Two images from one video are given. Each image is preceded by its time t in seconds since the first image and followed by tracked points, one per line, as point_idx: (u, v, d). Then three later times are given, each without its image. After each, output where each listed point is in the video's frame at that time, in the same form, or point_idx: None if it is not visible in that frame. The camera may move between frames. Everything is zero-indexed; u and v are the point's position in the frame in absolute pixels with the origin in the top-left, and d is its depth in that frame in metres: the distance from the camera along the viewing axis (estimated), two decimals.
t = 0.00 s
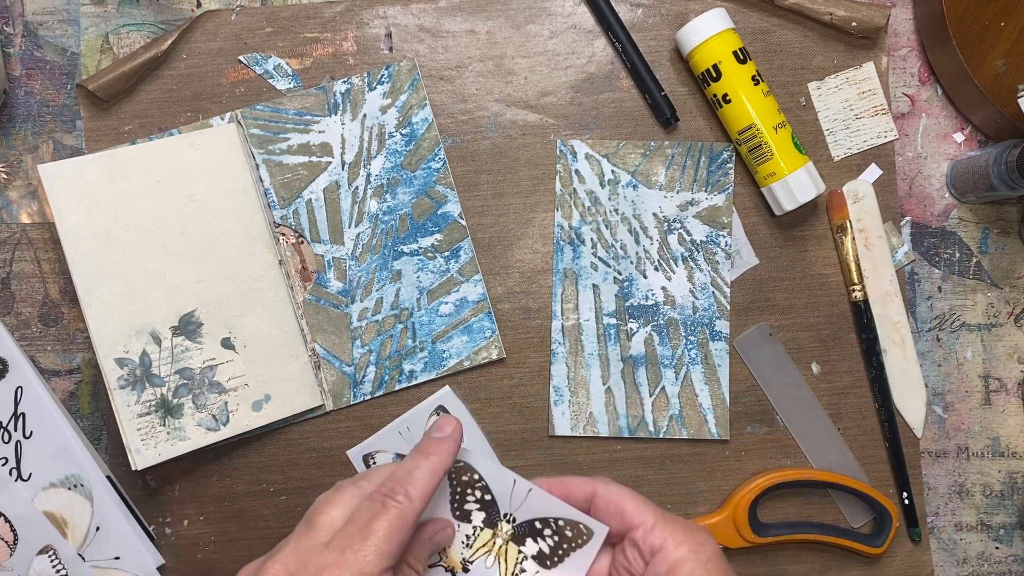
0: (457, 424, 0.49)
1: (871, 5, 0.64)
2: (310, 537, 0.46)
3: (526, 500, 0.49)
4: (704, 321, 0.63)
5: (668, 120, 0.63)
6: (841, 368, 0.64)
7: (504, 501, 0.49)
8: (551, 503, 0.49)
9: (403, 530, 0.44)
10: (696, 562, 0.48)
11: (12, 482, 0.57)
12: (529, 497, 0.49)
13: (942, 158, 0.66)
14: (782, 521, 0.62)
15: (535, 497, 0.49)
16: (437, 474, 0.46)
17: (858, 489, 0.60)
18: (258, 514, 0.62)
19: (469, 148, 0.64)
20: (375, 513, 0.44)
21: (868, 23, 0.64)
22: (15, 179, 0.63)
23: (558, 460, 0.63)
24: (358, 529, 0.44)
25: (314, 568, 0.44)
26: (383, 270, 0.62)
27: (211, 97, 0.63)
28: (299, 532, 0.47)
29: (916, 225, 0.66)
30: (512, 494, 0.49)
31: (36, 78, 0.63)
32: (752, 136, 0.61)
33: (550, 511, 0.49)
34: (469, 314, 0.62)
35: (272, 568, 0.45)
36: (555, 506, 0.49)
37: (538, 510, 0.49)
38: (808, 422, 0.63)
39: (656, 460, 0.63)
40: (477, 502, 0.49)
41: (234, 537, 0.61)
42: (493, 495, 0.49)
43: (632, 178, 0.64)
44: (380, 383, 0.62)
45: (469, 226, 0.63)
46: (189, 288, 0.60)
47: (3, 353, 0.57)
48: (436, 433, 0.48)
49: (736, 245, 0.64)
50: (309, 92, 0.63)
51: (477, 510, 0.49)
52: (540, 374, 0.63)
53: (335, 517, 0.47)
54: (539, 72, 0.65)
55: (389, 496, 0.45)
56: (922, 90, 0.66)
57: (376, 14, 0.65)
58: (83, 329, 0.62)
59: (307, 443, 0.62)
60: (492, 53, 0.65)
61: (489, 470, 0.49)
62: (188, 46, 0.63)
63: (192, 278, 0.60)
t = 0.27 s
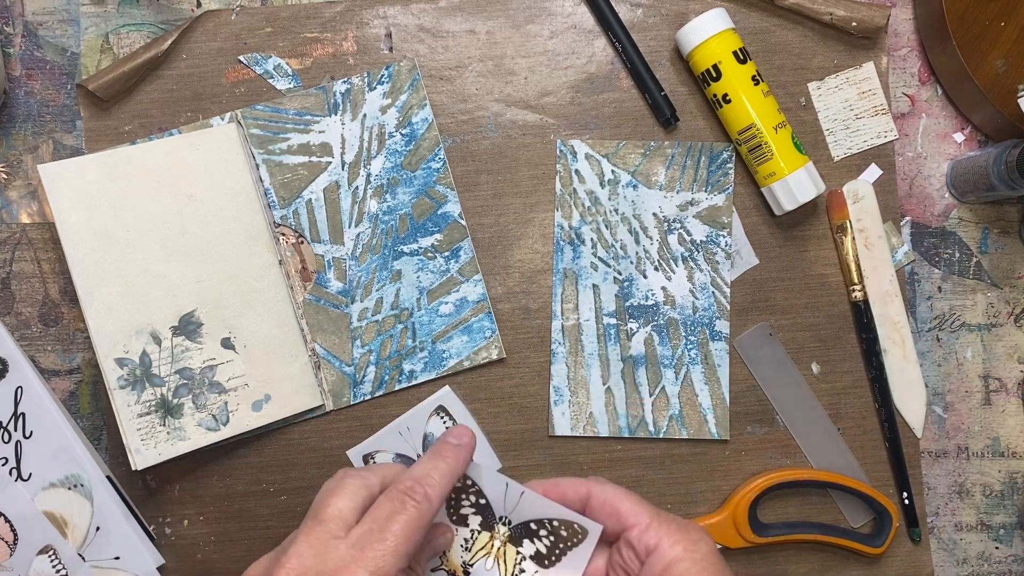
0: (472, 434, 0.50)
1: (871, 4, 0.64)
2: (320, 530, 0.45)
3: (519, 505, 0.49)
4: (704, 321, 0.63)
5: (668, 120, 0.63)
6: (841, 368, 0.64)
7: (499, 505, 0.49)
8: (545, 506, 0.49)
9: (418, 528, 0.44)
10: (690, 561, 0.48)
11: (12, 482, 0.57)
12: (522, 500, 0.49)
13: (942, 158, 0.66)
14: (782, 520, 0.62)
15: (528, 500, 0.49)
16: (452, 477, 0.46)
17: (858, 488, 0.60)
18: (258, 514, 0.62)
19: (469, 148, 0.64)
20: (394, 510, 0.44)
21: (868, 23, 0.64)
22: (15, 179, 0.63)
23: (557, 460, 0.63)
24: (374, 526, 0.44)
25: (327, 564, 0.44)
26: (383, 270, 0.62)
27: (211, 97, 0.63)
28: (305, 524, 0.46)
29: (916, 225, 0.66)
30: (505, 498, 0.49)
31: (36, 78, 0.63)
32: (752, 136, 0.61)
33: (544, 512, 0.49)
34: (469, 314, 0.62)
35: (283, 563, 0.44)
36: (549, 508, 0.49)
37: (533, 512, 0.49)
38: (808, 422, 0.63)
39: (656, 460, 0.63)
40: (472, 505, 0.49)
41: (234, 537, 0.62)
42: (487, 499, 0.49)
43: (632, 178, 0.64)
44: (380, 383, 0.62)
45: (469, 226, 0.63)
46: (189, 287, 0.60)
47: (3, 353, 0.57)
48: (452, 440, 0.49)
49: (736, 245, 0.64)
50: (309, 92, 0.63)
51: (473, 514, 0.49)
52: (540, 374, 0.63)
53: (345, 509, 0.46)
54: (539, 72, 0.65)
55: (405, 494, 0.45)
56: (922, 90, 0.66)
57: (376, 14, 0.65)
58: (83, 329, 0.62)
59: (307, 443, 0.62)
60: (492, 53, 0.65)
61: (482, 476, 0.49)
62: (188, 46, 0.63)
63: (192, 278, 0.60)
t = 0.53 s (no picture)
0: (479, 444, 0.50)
1: (871, 5, 0.64)
2: (328, 536, 0.45)
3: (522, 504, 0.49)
4: (704, 321, 0.63)
5: (668, 120, 0.63)
6: (841, 368, 0.64)
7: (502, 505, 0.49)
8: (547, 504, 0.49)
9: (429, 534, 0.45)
10: (692, 559, 0.48)
11: (12, 482, 0.57)
12: (524, 498, 0.49)
13: (942, 158, 0.66)
14: (782, 520, 0.62)
15: (529, 499, 0.49)
16: (461, 485, 0.46)
17: (858, 488, 0.60)
18: (258, 514, 0.62)
19: (469, 148, 0.64)
20: (405, 519, 0.44)
21: (868, 23, 0.64)
22: (15, 179, 0.63)
23: (558, 460, 0.63)
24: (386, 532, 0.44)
25: (338, 571, 0.43)
26: (383, 270, 0.62)
27: (211, 97, 0.63)
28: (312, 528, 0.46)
29: (916, 225, 0.66)
30: (507, 496, 0.49)
31: (37, 78, 0.63)
32: (752, 136, 0.61)
33: (546, 510, 0.49)
34: (469, 314, 0.62)
35: (292, 568, 0.44)
36: (550, 506, 0.49)
37: (535, 510, 0.49)
38: (808, 422, 0.63)
39: (656, 459, 0.63)
40: (474, 506, 0.49)
41: (234, 537, 0.62)
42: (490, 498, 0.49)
43: (632, 178, 0.64)
44: (380, 383, 0.62)
45: (469, 226, 0.63)
46: (190, 288, 0.60)
47: (3, 353, 0.57)
48: (460, 448, 0.49)
49: (736, 245, 0.64)
50: (309, 92, 0.63)
51: (475, 514, 0.49)
52: (539, 374, 0.63)
53: (353, 515, 0.46)
54: (539, 72, 0.65)
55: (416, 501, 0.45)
56: (922, 90, 0.66)
57: (376, 14, 0.65)
58: (83, 329, 0.62)
59: (308, 442, 0.62)
60: (492, 53, 0.65)
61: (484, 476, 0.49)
62: (188, 46, 0.63)
63: (192, 278, 0.60)
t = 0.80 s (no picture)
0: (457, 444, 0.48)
1: (872, 5, 0.64)
2: (304, 543, 0.46)
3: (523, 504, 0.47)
4: (704, 321, 0.63)
5: (668, 120, 0.63)
6: (841, 368, 0.64)
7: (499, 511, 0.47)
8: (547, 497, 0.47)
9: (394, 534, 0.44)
10: (701, 555, 0.48)
11: (12, 482, 0.57)
12: (530, 496, 0.47)
13: (942, 158, 0.66)
14: (782, 520, 0.62)
15: (536, 496, 0.47)
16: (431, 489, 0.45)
17: (858, 488, 0.60)
18: (258, 514, 0.62)
19: (469, 148, 0.64)
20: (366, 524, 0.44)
21: (868, 23, 0.64)
22: (16, 179, 0.63)
23: (558, 460, 0.63)
24: (348, 541, 0.44)
25: None
26: (383, 270, 0.62)
27: (211, 97, 0.63)
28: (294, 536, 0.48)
29: (916, 225, 0.66)
30: (511, 496, 0.47)
31: (37, 78, 0.63)
32: (752, 136, 0.61)
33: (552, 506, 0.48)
34: (469, 314, 0.62)
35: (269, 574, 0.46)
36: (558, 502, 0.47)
37: (541, 506, 0.47)
38: (808, 422, 0.63)
39: (656, 459, 0.63)
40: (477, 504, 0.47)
41: (234, 537, 0.62)
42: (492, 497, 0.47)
43: (632, 178, 0.64)
44: (380, 383, 0.62)
45: (469, 226, 0.63)
46: (189, 288, 0.60)
47: (3, 353, 0.57)
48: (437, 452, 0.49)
49: (736, 245, 0.64)
50: (309, 92, 0.63)
51: (478, 511, 0.48)
52: (539, 374, 0.63)
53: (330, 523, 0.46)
54: (539, 72, 0.65)
55: (378, 500, 0.45)
56: (922, 90, 0.66)
57: (376, 14, 0.65)
58: (83, 329, 0.62)
59: (308, 442, 0.62)
60: (492, 53, 0.65)
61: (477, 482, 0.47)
62: (188, 46, 0.63)
63: (192, 278, 0.60)
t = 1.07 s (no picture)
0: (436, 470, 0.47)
1: (871, 5, 0.64)
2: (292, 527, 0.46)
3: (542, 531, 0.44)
4: (704, 321, 0.63)
5: (668, 120, 0.63)
6: (841, 368, 0.64)
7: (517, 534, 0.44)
8: (576, 526, 0.45)
9: (375, 529, 0.43)
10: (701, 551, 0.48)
11: (12, 482, 0.57)
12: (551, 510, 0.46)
13: (942, 158, 0.66)
14: (782, 520, 0.62)
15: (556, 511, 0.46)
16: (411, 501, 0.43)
17: (858, 488, 0.60)
18: (258, 514, 0.62)
19: (469, 148, 0.64)
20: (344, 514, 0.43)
21: (868, 23, 0.64)
22: (15, 179, 0.63)
23: (558, 460, 0.63)
24: (328, 529, 0.43)
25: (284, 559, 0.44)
26: (383, 270, 0.62)
27: (211, 97, 0.63)
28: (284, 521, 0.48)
29: (916, 225, 0.66)
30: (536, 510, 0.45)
31: (36, 78, 0.63)
32: (752, 136, 0.61)
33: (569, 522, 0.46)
34: (469, 314, 0.62)
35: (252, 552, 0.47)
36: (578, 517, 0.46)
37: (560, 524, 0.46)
38: (808, 422, 0.63)
39: (656, 459, 0.63)
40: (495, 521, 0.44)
41: (234, 537, 0.62)
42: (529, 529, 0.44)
43: (632, 178, 0.64)
44: (380, 383, 0.62)
45: (469, 226, 0.63)
46: (189, 288, 0.60)
47: (3, 353, 0.57)
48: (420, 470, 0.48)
49: (736, 245, 0.64)
50: (309, 92, 0.63)
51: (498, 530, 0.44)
52: (539, 374, 0.63)
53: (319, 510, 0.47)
54: (539, 72, 0.65)
55: (364, 495, 0.44)
56: (922, 90, 0.66)
57: (376, 14, 0.65)
58: (83, 329, 0.62)
59: (308, 442, 0.62)
60: (492, 53, 0.65)
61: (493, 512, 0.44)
62: (188, 46, 0.63)
63: (192, 278, 0.60)
